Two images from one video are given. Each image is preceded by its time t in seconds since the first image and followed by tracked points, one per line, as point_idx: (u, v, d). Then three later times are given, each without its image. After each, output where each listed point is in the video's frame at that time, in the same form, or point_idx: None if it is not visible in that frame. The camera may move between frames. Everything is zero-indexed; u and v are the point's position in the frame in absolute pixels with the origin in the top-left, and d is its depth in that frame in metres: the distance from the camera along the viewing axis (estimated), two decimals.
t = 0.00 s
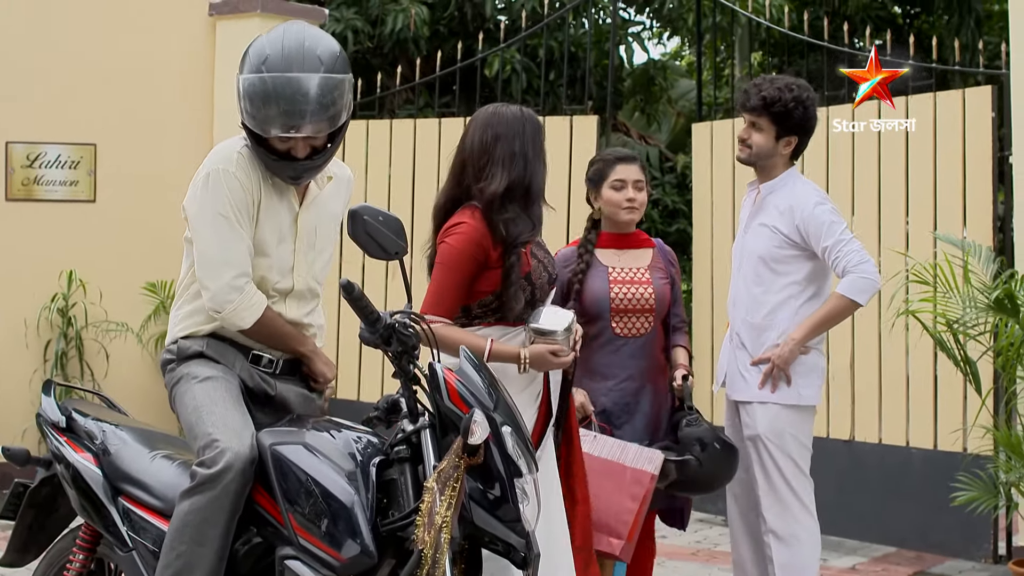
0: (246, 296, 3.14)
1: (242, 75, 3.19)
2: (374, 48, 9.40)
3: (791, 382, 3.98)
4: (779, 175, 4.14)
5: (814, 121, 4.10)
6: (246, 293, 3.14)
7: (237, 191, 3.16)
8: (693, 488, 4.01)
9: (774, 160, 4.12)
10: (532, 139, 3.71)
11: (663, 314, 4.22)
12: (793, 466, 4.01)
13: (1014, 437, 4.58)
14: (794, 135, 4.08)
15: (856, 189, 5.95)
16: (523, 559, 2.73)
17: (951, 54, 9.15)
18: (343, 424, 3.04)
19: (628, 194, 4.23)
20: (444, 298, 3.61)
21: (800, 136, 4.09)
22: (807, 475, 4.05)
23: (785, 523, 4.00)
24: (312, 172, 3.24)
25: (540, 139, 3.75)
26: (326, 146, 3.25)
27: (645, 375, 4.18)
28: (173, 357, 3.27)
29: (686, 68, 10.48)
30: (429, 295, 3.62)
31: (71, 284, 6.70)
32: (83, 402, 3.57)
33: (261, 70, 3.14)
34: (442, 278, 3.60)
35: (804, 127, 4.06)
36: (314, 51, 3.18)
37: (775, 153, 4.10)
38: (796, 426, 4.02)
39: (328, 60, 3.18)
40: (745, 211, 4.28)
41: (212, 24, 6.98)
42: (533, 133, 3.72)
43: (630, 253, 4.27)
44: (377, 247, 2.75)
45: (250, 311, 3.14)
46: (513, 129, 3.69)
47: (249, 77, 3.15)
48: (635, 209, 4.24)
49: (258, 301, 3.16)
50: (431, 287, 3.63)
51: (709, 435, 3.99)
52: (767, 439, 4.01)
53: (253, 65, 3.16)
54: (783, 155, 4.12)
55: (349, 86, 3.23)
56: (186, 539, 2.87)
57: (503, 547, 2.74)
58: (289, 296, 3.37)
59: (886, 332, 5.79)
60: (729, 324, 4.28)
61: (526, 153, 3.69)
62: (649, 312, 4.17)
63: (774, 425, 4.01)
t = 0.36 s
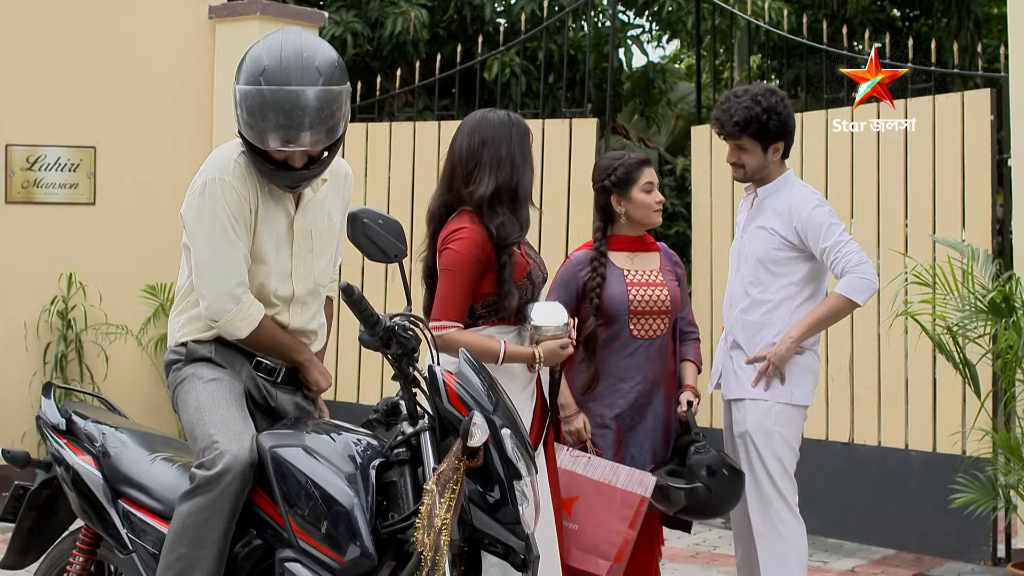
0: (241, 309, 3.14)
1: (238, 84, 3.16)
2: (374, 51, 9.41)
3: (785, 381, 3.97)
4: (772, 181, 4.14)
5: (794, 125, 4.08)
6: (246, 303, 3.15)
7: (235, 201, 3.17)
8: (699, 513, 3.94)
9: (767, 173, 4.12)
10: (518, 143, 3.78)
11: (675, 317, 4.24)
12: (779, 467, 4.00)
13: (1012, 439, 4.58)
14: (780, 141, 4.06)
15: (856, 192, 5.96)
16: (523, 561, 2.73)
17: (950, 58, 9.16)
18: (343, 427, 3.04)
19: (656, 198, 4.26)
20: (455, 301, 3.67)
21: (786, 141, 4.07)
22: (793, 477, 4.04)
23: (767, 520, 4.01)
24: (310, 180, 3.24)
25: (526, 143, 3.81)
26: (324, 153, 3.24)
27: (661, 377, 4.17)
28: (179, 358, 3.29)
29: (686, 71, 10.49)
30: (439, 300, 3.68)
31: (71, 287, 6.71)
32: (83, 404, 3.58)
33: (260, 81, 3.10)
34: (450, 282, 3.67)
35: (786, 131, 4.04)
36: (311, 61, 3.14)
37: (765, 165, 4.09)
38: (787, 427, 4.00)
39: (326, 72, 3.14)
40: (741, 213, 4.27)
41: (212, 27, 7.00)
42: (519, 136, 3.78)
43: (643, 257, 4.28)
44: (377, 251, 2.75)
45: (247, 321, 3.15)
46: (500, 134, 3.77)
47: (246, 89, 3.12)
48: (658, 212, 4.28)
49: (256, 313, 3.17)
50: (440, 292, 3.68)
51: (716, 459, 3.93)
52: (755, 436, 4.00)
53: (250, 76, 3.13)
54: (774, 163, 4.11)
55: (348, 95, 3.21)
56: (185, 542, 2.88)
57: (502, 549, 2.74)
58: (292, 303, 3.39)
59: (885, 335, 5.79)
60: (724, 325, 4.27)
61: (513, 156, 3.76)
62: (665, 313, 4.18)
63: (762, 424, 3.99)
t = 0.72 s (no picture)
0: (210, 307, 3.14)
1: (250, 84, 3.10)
2: (374, 51, 9.41)
3: (789, 380, 3.96)
4: (774, 182, 4.13)
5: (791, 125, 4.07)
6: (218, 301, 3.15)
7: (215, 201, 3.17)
8: (694, 528, 3.97)
9: (768, 177, 4.11)
10: (503, 146, 3.79)
11: (673, 319, 4.21)
12: (776, 466, 3.97)
13: (1011, 438, 4.58)
14: (779, 143, 4.05)
15: (856, 191, 5.96)
16: (523, 560, 2.73)
17: (950, 58, 9.16)
18: (343, 426, 3.05)
19: (618, 202, 4.27)
20: (453, 298, 3.69)
21: (785, 143, 4.06)
22: (792, 481, 4.00)
23: (756, 517, 3.99)
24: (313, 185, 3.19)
25: (512, 146, 3.82)
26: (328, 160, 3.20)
27: (656, 378, 4.16)
28: (178, 360, 3.28)
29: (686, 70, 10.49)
30: (437, 299, 3.70)
31: (71, 286, 6.71)
32: (84, 404, 3.58)
33: (281, 87, 3.05)
34: (445, 281, 3.69)
35: (785, 133, 4.03)
36: (327, 66, 3.11)
37: (766, 168, 4.09)
38: (789, 426, 3.98)
39: (343, 78, 3.12)
40: (746, 215, 4.28)
41: (212, 26, 7.00)
42: (505, 139, 3.79)
43: (639, 257, 4.28)
44: (378, 250, 2.75)
45: (218, 319, 3.15)
46: (485, 136, 3.78)
47: (258, 90, 3.07)
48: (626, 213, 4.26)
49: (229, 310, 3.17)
50: (437, 291, 3.71)
51: (713, 478, 3.95)
52: (755, 433, 3.99)
53: (264, 78, 3.08)
54: (774, 166, 4.11)
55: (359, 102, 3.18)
56: (185, 542, 2.87)
57: (503, 548, 2.74)
58: (287, 305, 3.37)
59: (885, 335, 5.80)
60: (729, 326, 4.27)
61: (497, 159, 3.77)
62: (657, 314, 4.17)
63: (763, 423, 3.98)
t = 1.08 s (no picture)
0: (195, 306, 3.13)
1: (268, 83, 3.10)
2: (374, 50, 9.41)
3: (796, 380, 3.93)
4: (774, 182, 4.11)
5: (784, 131, 4.05)
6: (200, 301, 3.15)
7: (202, 203, 3.16)
8: (693, 521, 3.95)
9: (763, 180, 4.09)
10: (492, 151, 3.80)
11: (663, 317, 4.18)
12: (787, 465, 3.94)
13: (1011, 438, 4.58)
14: (772, 150, 4.03)
15: (856, 191, 5.95)
16: (523, 560, 2.73)
17: (950, 57, 9.16)
18: (343, 426, 3.05)
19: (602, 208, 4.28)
20: (449, 296, 3.68)
21: (778, 149, 4.05)
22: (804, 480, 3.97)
23: (773, 521, 3.94)
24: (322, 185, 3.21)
25: (502, 150, 3.83)
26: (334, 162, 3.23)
27: (648, 376, 4.15)
28: (173, 362, 3.28)
29: (686, 70, 10.49)
30: (432, 298, 3.70)
31: (71, 286, 6.71)
32: (83, 404, 3.58)
33: (307, 88, 3.05)
34: (439, 280, 3.68)
35: (777, 140, 4.01)
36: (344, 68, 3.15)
37: (760, 174, 4.07)
38: (798, 425, 3.96)
39: (359, 80, 3.15)
40: (746, 216, 4.27)
41: (212, 27, 7.02)
42: (494, 144, 3.80)
43: (636, 257, 4.27)
44: (377, 250, 2.75)
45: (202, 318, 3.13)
46: (474, 141, 3.80)
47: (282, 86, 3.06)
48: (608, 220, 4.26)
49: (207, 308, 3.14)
50: (433, 289, 3.70)
51: (710, 467, 3.98)
52: (766, 434, 3.96)
53: (284, 76, 3.09)
54: (769, 170, 4.08)
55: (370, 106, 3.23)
56: (185, 542, 2.87)
57: (503, 548, 2.74)
58: (277, 305, 3.36)
59: (885, 334, 5.80)
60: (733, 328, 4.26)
61: (486, 164, 3.78)
62: (646, 312, 4.16)
63: (772, 423, 3.95)
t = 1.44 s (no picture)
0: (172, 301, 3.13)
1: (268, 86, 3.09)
2: (374, 50, 9.41)
3: (793, 380, 3.92)
4: (767, 183, 4.10)
5: (776, 133, 4.04)
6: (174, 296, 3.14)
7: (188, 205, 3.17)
8: (686, 523, 3.92)
9: (756, 180, 4.09)
10: (493, 150, 3.80)
11: (654, 317, 4.17)
12: (787, 465, 3.94)
13: (1012, 437, 4.58)
14: (763, 151, 4.03)
15: (856, 190, 5.95)
16: (523, 560, 2.72)
17: (950, 57, 9.16)
18: (343, 426, 3.05)
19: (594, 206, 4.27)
20: (454, 294, 3.66)
21: (770, 150, 4.04)
22: (804, 479, 3.97)
23: (775, 521, 3.94)
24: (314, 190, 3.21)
25: (504, 149, 3.84)
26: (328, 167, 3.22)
27: (641, 376, 4.15)
28: (171, 365, 3.28)
29: (686, 70, 10.49)
30: (439, 295, 3.67)
31: (71, 286, 6.72)
32: (83, 403, 3.58)
33: (303, 89, 3.05)
34: (445, 278, 3.66)
35: (768, 141, 4.01)
36: (344, 74, 3.14)
37: (752, 175, 4.06)
38: (796, 425, 3.95)
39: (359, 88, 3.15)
40: (742, 217, 4.27)
41: (212, 27, 7.01)
42: (496, 143, 3.81)
43: (629, 255, 4.27)
44: (377, 249, 2.75)
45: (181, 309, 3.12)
46: (476, 141, 3.80)
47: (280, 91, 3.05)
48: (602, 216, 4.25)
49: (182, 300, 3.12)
50: (438, 288, 3.68)
51: (696, 474, 3.93)
52: (764, 435, 3.95)
53: (283, 81, 3.08)
54: (760, 170, 4.07)
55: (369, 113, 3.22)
56: (183, 541, 2.87)
57: (503, 548, 2.73)
58: (272, 307, 3.36)
59: (885, 334, 5.80)
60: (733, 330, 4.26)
61: (488, 163, 3.79)
62: (636, 311, 4.15)
63: (771, 423, 3.95)
